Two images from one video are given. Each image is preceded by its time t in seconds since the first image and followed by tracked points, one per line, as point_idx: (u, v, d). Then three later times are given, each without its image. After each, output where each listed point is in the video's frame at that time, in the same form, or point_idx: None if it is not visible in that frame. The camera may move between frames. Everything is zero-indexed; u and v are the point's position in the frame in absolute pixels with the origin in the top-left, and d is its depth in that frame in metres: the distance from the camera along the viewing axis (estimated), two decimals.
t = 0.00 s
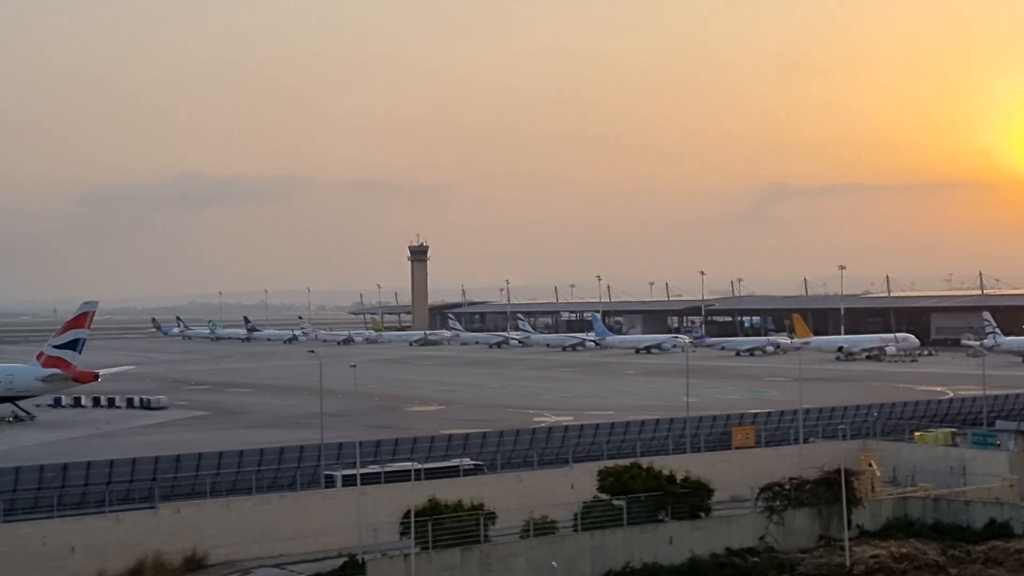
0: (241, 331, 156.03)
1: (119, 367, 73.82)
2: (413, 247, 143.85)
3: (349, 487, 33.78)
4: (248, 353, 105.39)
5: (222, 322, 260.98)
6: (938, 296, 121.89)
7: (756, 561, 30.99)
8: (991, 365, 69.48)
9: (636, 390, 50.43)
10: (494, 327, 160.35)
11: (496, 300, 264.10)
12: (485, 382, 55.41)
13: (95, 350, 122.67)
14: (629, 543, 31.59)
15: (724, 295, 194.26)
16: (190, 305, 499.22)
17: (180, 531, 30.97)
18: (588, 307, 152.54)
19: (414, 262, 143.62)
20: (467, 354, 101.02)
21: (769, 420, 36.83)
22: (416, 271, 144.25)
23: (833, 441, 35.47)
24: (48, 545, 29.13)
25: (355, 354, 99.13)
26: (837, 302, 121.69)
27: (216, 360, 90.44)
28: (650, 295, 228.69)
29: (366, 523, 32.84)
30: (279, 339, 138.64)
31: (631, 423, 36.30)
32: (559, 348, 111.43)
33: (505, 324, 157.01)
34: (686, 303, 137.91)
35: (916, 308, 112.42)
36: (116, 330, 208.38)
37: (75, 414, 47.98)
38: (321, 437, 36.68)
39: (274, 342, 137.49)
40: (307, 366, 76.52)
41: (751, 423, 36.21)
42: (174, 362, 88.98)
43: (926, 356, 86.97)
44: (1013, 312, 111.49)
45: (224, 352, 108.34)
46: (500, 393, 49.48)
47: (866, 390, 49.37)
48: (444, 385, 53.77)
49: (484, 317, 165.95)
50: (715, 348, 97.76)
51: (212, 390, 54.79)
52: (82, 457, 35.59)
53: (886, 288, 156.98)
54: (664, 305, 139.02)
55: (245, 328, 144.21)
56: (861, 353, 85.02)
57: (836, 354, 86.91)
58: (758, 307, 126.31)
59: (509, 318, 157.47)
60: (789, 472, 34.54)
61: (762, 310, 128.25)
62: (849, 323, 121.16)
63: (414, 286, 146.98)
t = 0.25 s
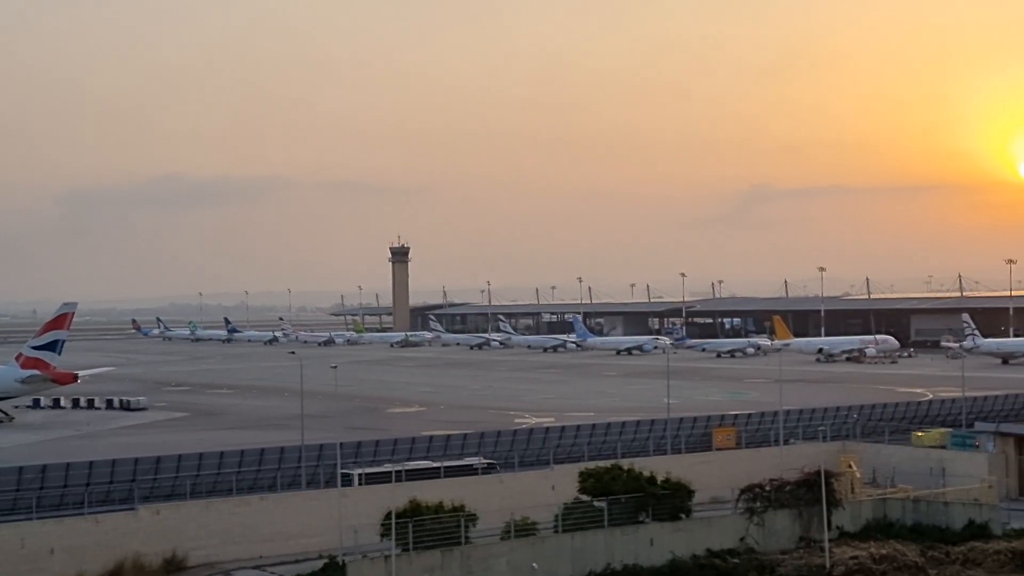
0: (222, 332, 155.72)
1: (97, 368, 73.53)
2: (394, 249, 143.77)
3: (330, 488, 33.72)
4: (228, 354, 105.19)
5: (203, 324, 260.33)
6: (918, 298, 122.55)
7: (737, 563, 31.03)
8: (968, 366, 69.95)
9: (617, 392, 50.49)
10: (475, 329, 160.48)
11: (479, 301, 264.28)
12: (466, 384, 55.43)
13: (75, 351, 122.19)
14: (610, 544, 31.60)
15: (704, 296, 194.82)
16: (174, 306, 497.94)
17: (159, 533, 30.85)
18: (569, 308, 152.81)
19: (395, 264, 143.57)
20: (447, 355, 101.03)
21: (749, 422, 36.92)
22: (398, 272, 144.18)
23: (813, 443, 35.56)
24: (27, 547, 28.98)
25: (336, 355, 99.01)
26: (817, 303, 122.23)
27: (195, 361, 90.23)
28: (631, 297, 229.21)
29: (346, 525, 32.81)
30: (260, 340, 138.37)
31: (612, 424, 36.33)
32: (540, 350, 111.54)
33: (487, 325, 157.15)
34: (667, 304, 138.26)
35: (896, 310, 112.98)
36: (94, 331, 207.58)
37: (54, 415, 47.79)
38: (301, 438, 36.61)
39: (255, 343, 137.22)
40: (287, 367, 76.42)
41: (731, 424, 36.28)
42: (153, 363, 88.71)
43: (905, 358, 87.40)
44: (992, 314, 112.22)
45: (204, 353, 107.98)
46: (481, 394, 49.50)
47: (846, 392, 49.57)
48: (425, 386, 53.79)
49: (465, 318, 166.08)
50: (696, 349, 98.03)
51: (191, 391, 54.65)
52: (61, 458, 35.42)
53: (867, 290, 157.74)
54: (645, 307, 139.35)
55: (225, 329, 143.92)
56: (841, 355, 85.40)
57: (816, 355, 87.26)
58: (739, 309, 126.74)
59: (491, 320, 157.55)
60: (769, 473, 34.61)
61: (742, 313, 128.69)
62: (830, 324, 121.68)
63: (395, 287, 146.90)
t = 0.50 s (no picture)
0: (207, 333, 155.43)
1: (79, 370, 73.20)
2: (379, 251, 143.68)
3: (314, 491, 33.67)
4: (212, 356, 104.90)
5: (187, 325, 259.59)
6: (902, 301, 122.98)
7: (721, 565, 31.05)
8: (951, 369, 70.20)
9: (602, 394, 50.51)
10: (460, 331, 160.44)
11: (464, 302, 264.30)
12: (450, 386, 55.40)
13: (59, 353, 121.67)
14: (595, 546, 31.60)
15: (689, 299, 195.13)
16: (161, 306, 496.88)
17: (142, 536, 30.74)
18: (554, 310, 152.89)
19: (379, 266, 143.40)
20: (432, 357, 100.91)
21: (733, 424, 36.98)
22: (383, 274, 144.07)
23: (797, 445, 35.62)
24: (10, 550, 28.83)
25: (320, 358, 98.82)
26: (801, 306, 122.57)
27: (178, 363, 89.92)
28: (616, 299, 229.43)
29: (330, 527, 32.75)
30: (244, 342, 137.99)
31: (597, 426, 36.35)
32: (525, 352, 111.55)
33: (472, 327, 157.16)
34: (651, 307, 138.45)
35: (880, 313, 113.32)
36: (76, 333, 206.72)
37: (37, 417, 47.58)
38: (286, 441, 36.57)
39: (239, 345, 136.86)
40: (271, 369, 76.22)
41: (716, 427, 36.33)
42: (137, 365, 88.39)
43: (889, 361, 87.61)
44: (975, 316, 112.73)
45: (188, 356, 107.56)
46: (465, 396, 49.46)
47: (830, 395, 49.67)
48: (410, 388, 53.76)
49: (450, 320, 166.00)
50: (680, 352, 98.15)
51: (175, 394, 54.48)
52: (44, 461, 35.26)
53: (852, 293, 158.26)
54: (630, 309, 139.51)
55: (209, 331, 143.49)
56: (825, 358, 85.60)
57: (800, 357, 87.46)
58: (723, 311, 126.97)
59: (475, 322, 157.55)
60: (753, 476, 34.67)
61: (727, 315, 128.97)
62: (814, 326, 121.96)
63: (379, 289, 146.66)
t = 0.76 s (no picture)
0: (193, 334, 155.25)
1: (65, 372, 72.98)
2: (365, 253, 143.62)
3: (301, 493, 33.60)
4: (199, 358, 104.76)
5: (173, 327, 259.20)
6: (888, 304, 123.34)
7: (707, 567, 31.06)
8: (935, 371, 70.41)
9: (589, 397, 50.53)
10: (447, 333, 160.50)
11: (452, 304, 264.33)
12: (437, 388, 55.37)
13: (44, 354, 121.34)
14: (582, 548, 31.59)
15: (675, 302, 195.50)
16: (149, 307, 495.86)
17: (127, 538, 30.62)
18: (540, 312, 153.05)
19: (366, 268, 143.37)
20: (418, 359, 100.89)
21: (720, 426, 37.01)
22: (369, 276, 144.04)
23: (784, 447, 35.66)
24: None
25: (306, 359, 98.74)
26: (788, 308, 122.84)
27: (165, 365, 89.71)
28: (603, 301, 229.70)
29: (316, 529, 32.68)
30: (231, 343, 137.80)
31: (584, 429, 36.36)
32: (511, 354, 111.65)
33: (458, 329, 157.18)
34: (638, 309, 138.66)
35: (866, 315, 113.63)
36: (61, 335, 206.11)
37: (22, 419, 47.41)
38: (272, 443, 36.50)
39: (226, 347, 136.68)
40: (258, 371, 76.12)
41: (703, 429, 36.37)
42: (123, 367, 88.20)
43: (875, 363, 87.79)
44: (961, 319, 113.07)
45: (175, 357, 107.38)
46: (452, 399, 49.45)
47: (816, 397, 49.77)
48: (396, 391, 53.74)
49: (436, 322, 166.05)
50: (667, 354, 98.29)
51: (161, 396, 54.35)
52: (30, 462, 35.11)
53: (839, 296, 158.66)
54: (617, 311, 139.70)
55: (196, 333, 143.27)
56: (811, 360, 85.78)
57: (787, 360, 87.63)
58: (709, 313, 127.16)
59: (462, 324, 157.58)
60: (739, 478, 34.70)
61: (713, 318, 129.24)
62: (800, 329, 122.23)
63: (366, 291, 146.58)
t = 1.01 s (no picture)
0: (174, 337, 154.88)
1: (45, 375, 72.65)
2: (348, 256, 143.51)
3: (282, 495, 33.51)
4: (180, 360, 104.49)
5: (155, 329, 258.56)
6: (869, 306, 123.80)
7: (688, 569, 31.07)
8: (914, 373, 70.74)
9: (570, 398, 50.56)
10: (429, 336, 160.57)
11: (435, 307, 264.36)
12: (419, 389, 55.35)
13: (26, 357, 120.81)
14: (563, 550, 31.60)
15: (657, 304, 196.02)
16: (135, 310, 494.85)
17: (108, 540, 30.44)
18: (522, 315, 153.29)
19: (347, 271, 143.32)
20: (400, 362, 100.83)
21: (701, 429, 37.06)
22: (352, 279, 143.92)
23: (765, 449, 35.70)
24: None
25: (287, 362, 98.55)
26: (770, 311, 123.19)
27: (145, 368, 89.45)
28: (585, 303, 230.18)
29: (297, 532, 32.57)
30: (212, 346, 137.54)
31: (565, 431, 36.36)
32: (493, 356, 111.73)
33: (441, 332, 157.14)
34: (620, 312, 138.95)
35: (848, 317, 114.02)
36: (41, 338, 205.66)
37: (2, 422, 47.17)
38: (253, 446, 36.39)
39: (207, 349, 136.46)
40: (239, 373, 75.95)
41: (684, 431, 36.39)
42: (103, 370, 87.88)
43: (856, 365, 88.05)
44: (941, 322, 113.58)
45: (156, 361, 107.01)
46: (434, 401, 49.42)
47: (796, 399, 49.88)
48: (377, 392, 53.70)
49: (418, 325, 166.05)
50: (649, 356, 98.46)
51: (142, 398, 54.15)
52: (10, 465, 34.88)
53: (821, 298, 159.21)
54: (599, 314, 139.99)
55: (177, 336, 142.95)
56: (793, 362, 86.04)
57: (768, 362, 87.86)
58: (692, 316, 127.42)
59: (444, 327, 157.53)
60: (721, 480, 34.73)
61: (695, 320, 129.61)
62: (781, 331, 122.64)
63: (348, 294, 146.47)
